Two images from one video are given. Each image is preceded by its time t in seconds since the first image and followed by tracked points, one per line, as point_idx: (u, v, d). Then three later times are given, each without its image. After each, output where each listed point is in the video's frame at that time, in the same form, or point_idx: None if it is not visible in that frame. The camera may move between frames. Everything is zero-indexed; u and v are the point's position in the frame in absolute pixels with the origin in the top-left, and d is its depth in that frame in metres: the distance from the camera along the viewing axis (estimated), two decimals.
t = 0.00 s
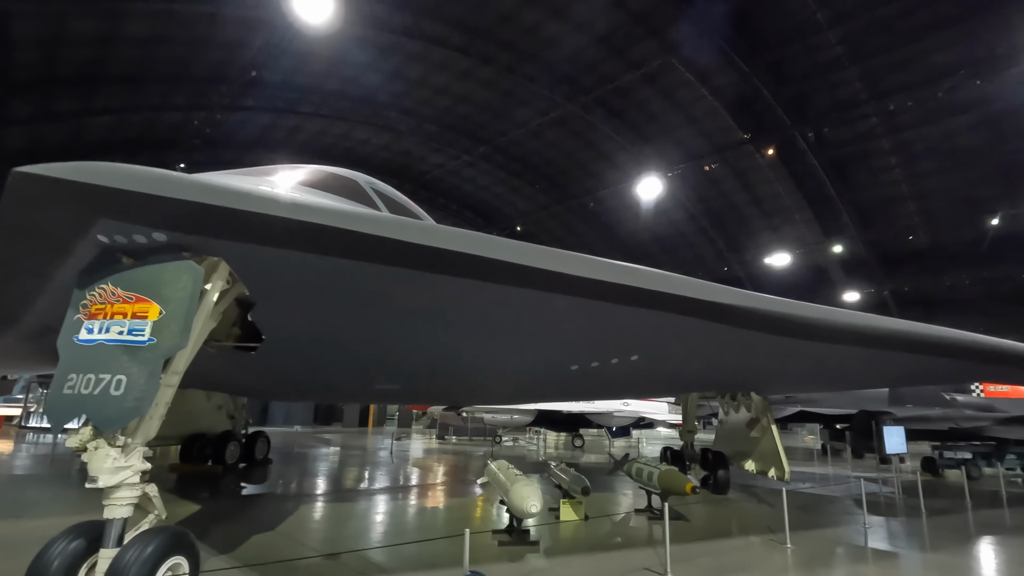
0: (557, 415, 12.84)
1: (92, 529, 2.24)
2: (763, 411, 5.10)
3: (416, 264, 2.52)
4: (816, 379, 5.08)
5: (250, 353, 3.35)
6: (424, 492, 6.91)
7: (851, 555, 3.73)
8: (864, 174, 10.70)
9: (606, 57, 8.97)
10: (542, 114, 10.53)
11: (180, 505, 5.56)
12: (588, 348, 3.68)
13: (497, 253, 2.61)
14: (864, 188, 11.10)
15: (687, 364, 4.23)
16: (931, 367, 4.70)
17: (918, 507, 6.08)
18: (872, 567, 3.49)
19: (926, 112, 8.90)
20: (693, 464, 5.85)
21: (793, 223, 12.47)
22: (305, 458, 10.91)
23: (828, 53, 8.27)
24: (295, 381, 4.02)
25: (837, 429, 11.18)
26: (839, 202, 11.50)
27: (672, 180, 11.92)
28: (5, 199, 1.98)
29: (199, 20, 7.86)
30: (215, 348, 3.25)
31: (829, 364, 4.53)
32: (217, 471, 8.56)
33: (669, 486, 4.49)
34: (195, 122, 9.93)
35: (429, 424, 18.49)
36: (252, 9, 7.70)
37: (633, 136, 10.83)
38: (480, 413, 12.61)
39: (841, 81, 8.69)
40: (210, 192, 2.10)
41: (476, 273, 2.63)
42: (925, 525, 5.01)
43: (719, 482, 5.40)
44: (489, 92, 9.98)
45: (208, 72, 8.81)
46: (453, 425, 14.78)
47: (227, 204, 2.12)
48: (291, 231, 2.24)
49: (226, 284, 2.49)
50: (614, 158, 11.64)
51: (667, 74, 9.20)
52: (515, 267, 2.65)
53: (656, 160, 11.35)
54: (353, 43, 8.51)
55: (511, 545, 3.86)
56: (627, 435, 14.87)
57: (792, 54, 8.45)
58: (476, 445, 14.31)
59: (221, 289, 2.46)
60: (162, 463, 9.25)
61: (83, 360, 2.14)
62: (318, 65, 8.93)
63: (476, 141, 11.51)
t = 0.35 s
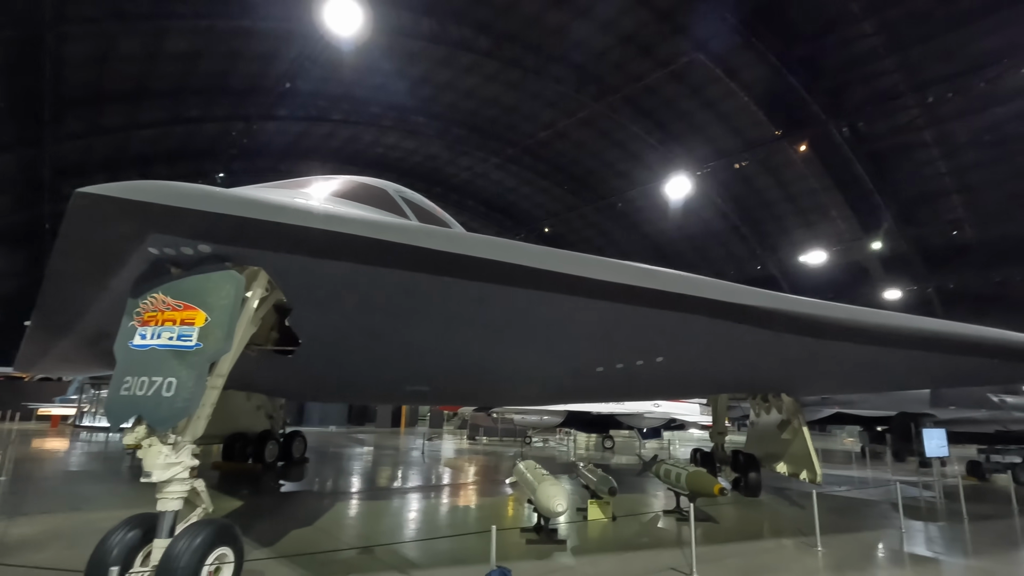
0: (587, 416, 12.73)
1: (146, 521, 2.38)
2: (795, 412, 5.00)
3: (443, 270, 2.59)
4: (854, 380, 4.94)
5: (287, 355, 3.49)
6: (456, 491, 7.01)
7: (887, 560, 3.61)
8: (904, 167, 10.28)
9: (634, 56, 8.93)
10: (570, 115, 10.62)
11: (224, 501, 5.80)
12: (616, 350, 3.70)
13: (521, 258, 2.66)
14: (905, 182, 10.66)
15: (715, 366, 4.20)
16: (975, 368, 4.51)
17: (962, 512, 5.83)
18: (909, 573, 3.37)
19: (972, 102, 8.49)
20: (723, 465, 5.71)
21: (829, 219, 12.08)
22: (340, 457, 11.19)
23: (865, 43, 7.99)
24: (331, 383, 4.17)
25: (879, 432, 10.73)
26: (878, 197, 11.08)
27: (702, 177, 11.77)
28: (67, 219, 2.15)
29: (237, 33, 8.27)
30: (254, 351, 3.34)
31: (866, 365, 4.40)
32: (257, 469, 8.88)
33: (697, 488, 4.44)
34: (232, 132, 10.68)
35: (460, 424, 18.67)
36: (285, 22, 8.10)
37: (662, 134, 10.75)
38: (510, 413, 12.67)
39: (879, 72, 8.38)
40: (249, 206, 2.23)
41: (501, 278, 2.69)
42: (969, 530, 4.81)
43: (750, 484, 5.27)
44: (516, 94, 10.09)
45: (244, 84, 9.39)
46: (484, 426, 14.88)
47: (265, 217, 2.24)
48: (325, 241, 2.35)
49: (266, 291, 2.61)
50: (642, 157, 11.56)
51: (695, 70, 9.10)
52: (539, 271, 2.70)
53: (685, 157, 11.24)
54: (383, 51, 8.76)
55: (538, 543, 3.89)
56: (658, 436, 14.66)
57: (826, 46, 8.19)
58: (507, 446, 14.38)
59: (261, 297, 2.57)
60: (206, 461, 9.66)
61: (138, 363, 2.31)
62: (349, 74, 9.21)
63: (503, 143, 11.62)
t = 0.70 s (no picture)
0: (619, 419, 12.46)
1: (194, 518, 2.52)
2: (827, 415, 4.92)
3: (469, 277, 2.66)
4: (893, 383, 4.79)
5: (321, 360, 3.62)
6: (490, 492, 7.09)
7: (925, 566, 3.48)
8: (949, 161, 9.81)
9: (663, 55, 8.93)
10: (598, 117, 10.77)
11: (265, 499, 6.04)
12: (642, 355, 3.71)
13: (545, 264, 2.69)
14: (951, 176, 10.19)
15: (745, 369, 4.13)
16: None
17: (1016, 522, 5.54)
18: None
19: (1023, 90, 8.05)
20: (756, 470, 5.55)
21: (870, 215, 11.66)
22: (375, 458, 11.45)
23: (905, 34, 7.71)
24: (364, 386, 4.32)
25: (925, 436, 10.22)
26: (921, 192, 10.63)
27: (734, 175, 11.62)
28: (123, 236, 2.34)
29: (275, 48, 8.74)
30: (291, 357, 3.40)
31: (907, 367, 4.27)
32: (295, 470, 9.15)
33: (726, 492, 4.38)
34: (270, 142, 11.37)
35: (491, 426, 18.76)
36: (319, 35, 8.51)
37: (693, 133, 10.70)
38: (540, 416, 12.66)
39: (920, 63, 8.06)
40: (285, 220, 2.35)
41: (526, 284, 2.74)
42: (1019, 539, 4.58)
43: (784, 488, 5.13)
44: (544, 98, 10.38)
45: (282, 95, 9.98)
46: (514, 428, 14.92)
47: (299, 230, 2.35)
48: (356, 251, 2.45)
49: (302, 300, 2.74)
50: (672, 156, 11.54)
51: (726, 67, 9.00)
52: (563, 277, 2.72)
53: (716, 155, 11.13)
54: (412, 59, 9.07)
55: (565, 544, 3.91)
56: (692, 439, 14.37)
57: (863, 38, 7.94)
58: (538, 448, 14.36)
59: (297, 305, 2.70)
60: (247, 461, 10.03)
61: (186, 368, 2.46)
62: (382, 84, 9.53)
63: (532, 146, 12.00)
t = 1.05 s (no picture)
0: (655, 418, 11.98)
1: (242, 504, 2.67)
2: (866, 417, 4.69)
3: (496, 278, 2.72)
4: (943, 385, 4.60)
5: (358, 359, 3.77)
6: (527, 489, 7.17)
7: (964, 572, 3.31)
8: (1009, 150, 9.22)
9: (699, 49, 8.84)
10: (632, 114, 10.84)
11: (308, 492, 6.30)
12: (675, 355, 3.68)
13: (570, 266, 2.71)
14: (1012, 167, 9.56)
15: (782, 370, 4.04)
16: None
17: None
18: None
19: None
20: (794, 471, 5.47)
21: (921, 209, 11.11)
22: (413, 455, 11.68)
23: (959, 18, 7.31)
24: (402, 385, 4.46)
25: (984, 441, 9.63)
26: (979, 184, 10.04)
27: (773, 170, 11.36)
28: (177, 243, 2.52)
29: (316, 58, 9.15)
30: (330, 356, 3.58)
31: (959, 369, 4.08)
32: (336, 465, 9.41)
33: (758, 492, 4.31)
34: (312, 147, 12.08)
35: (526, 425, 18.81)
36: (353, 42, 8.81)
37: (730, 128, 10.52)
38: (574, 415, 12.62)
39: (976, 48, 7.63)
40: (322, 227, 2.47)
41: (552, 285, 2.77)
42: None
43: (822, 491, 5.03)
44: (577, 96, 10.59)
45: (324, 101, 10.58)
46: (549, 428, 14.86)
47: (333, 236, 2.47)
48: (388, 255, 2.55)
49: (338, 302, 2.86)
50: (708, 151, 11.42)
51: (764, 59, 8.79)
52: (588, 279, 2.74)
53: (755, 149, 10.91)
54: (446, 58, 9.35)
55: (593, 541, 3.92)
56: (730, 440, 14.00)
57: (913, 25, 7.57)
58: (572, 447, 14.31)
59: (334, 306, 2.82)
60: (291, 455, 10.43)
61: (233, 367, 2.63)
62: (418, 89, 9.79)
63: (566, 145, 12.29)
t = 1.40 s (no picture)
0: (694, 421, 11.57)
1: (290, 501, 2.81)
2: (910, 420, 4.48)
3: (525, 285, 2.78)
4: (1004, 392, 4.35)
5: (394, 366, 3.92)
6: (566, 492, 7.19)
7: None
8: None
9: (734, 45, 8.72)
10: (667, 113, 10.82)
11: (351, 491, 6.51)
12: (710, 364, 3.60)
13: (597, 273, 2.74)
14: None
15: (823, 376, 3.91)
16: None
17: None
18: None
19: None
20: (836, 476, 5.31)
21: (978, 202, 10.51)
22: (452, 456, 11.87)
23: None
24: (440, 389, 4.59)
25: None
26: None
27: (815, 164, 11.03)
28: (229, 258, 2.71)
29: (355, 70, 9.61)
30: (368, 361, 3.78)
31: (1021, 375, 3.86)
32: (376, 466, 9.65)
33: (794, 497, 4.21)
34: (354, 156, 12.85)
35: (562, 428, 18.72)
36: (389, 53, 9.29)
37: (769, 124, 10.28)
38: (611, 418, 12.48)
39: None
40: (358, 240, 2.60)
41: (580, 292, 2.81)
42: None
43: (865, 496, 4.89)
44: (609, 98, 10.80)
45: (362, 114, 11.11)
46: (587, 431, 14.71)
47: (369, 248, 2.60)
48: (422, 266, 2.66)
49: (375, 310, 2.99)
50: (745, 148, 11.19)
51: (804, 53, 8.57)
52: (616, 285, 2.76)
53: (795, 144, 10.62)
54: (480, 64, 9.74)
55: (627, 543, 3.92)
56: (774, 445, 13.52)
57: (965, 10, 7.20)
58: (609, 450, 14.16)
59: (372, 315, 2.95)
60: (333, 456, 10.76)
61: (280, 372, 2.80)
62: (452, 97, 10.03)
63: (599, 147, 12.55)
